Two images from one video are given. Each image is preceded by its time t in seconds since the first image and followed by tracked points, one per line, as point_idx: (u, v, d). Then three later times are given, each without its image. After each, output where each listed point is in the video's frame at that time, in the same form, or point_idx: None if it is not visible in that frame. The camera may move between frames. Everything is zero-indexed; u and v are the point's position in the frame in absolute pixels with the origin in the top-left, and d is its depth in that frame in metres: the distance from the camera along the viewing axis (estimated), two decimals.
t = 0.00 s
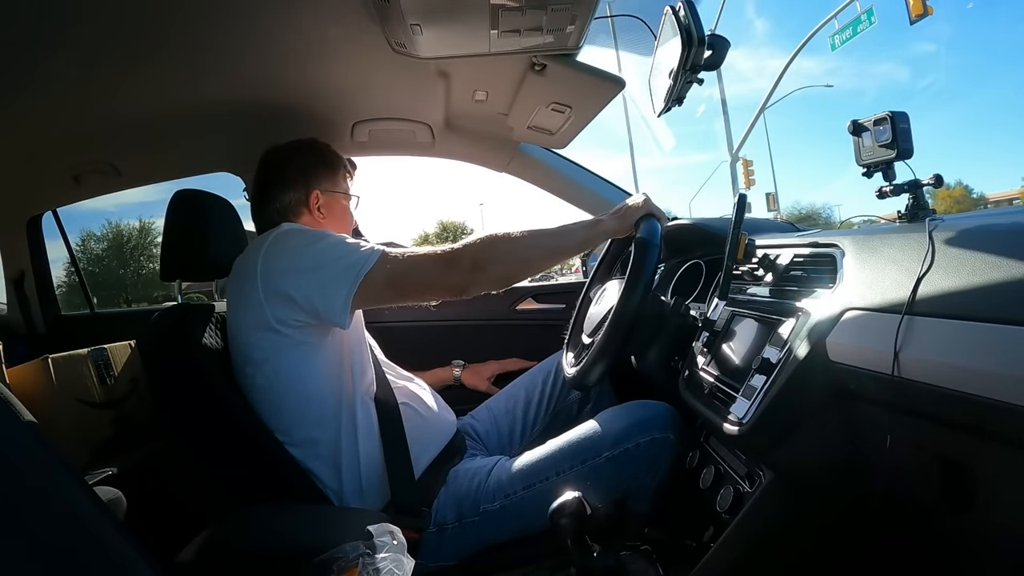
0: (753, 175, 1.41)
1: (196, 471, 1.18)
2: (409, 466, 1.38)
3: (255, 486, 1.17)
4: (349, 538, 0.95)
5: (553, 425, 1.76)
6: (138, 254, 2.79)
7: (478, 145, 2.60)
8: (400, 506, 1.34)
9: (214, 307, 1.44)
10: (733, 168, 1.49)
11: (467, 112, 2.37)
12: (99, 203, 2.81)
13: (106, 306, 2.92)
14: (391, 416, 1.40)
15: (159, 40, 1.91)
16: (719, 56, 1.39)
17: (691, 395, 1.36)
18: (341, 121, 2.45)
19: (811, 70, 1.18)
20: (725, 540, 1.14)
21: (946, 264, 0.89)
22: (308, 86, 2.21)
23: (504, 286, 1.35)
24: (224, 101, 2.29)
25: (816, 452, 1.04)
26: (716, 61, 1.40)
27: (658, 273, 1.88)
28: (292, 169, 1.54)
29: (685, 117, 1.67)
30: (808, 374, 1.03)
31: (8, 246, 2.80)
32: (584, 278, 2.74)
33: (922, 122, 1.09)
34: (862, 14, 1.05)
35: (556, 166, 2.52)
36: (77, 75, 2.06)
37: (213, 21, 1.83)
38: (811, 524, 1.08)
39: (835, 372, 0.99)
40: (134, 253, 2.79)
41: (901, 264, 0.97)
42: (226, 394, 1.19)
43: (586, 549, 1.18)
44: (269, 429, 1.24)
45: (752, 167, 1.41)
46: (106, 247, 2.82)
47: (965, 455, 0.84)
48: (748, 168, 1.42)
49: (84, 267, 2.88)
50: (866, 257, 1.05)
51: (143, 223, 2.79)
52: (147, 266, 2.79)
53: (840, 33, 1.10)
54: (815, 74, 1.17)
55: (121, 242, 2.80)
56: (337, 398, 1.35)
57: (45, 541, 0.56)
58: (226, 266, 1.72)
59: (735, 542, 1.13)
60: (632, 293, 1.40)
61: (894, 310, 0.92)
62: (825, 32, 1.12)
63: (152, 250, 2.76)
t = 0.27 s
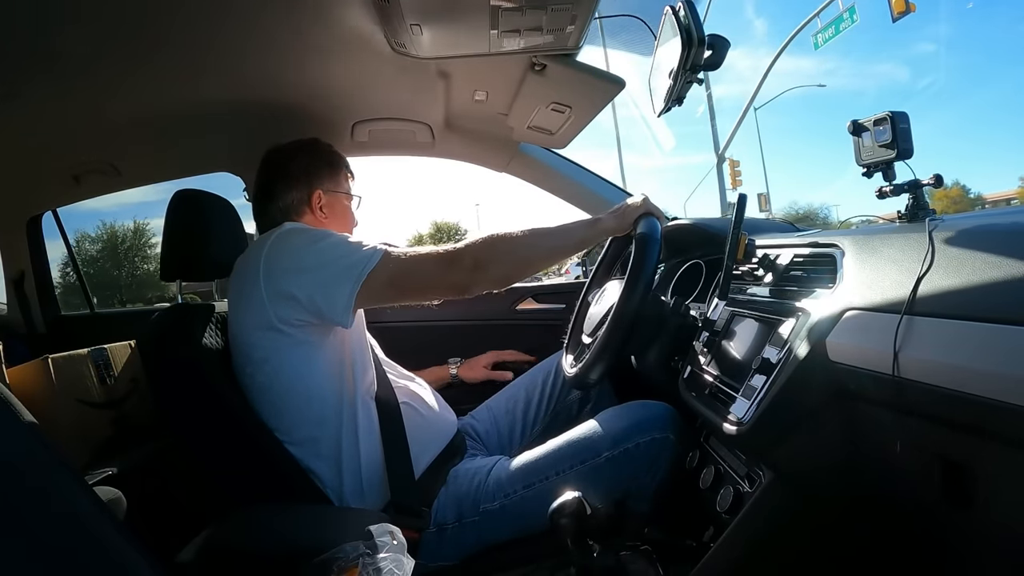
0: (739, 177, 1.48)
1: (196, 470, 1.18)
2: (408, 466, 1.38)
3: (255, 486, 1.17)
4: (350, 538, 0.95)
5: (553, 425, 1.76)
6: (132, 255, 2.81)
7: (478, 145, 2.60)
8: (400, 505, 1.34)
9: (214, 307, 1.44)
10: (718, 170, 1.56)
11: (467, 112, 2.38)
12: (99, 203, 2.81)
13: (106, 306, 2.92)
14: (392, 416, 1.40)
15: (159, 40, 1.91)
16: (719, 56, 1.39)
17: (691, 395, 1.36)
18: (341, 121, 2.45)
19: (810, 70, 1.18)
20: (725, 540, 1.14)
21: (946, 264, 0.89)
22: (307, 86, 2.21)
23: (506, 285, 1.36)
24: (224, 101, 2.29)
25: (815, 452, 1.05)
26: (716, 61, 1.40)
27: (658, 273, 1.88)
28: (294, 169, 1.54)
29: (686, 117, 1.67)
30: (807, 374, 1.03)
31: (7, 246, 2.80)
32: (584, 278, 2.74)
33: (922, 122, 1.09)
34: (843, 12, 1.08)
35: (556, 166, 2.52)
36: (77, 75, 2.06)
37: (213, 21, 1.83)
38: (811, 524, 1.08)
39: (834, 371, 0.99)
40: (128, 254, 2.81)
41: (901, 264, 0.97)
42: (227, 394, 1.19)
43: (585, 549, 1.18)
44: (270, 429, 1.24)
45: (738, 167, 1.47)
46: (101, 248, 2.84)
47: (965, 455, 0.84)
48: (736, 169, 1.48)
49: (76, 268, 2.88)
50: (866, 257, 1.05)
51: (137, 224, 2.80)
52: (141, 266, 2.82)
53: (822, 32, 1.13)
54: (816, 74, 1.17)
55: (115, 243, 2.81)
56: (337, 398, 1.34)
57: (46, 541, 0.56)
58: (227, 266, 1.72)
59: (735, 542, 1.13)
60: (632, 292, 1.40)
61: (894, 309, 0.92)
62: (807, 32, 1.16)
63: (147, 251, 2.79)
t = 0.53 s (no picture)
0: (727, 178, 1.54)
1: (196, 470, 1.18)
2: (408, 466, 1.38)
3: (255, 486, 1.17)
4: (349, 538, 0.95)
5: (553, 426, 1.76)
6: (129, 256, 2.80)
7: (478, 145, 2.60)
8: (400, 505, 1.34)
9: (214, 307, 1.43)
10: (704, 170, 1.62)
11: (467, 112, 2.37)
12: (98, 203, 2.81)
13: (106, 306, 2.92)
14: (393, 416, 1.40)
15: (159, 40, 1.91)
16: (719, 56, 1.39)
17: (690, 395, 1.36)
18: (341, 121, 2.45)
19: (810, 70, 1.18)
20: (725, 540, 1.14)
21: (946, 263, 0.89)
22: (307, 85, 2.21)
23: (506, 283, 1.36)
24: (224, 100, 2.29)
25: (815, 452, 1.05)
26: (716, 61, 1.40)
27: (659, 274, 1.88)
28: (294, 168, 1.54)
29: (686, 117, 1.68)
30: (807, 374, 1.03)
31: (7, 246, 2.80)
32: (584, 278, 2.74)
33: (922, 122, 1.08)
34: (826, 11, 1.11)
35: (556, 166, 2.52)
36: (77, 75, 2.06)
37: (213, 21, 1.83)
38: (810, 524, 1.08)
39: (834, 371, 0.99)
40: (122, 254, 2.81)
41: (901, 264, 0.97)
42: (226, 394, 1.19)
43: (585, 549, 1.18)
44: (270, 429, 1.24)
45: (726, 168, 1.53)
46: (96, 249, 2.86)
47: (965, 455, 0.84)
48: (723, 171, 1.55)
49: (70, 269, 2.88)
50: (866, 257, 1.05)
51: (132, 225, 2.81)
52: (136, 267, 2.81)
53: (805, 31, 1.16)
54: (816, 74, 1.17)
55: (110, 244, 2.82)
56: (337, 399, 1.35)
57: (46, 541, 0.56)
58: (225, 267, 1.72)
59: (735, 542, 1.13)
60: (632, 292, 1.40)
61: (894, 309, 0.92)
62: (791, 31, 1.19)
63: (142, 252, 2.79)
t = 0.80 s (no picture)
0: (715, 178, 1.60)
1: (195, 470, 1.18)
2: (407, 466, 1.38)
3: (255, 486, 1.17)
4: (349, 538, 0.95)
5: (553, 425, 1.76)
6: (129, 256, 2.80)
7: (478, 145, 2.60)
8: (400, 505, 1.34)
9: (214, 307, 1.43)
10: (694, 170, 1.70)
11: (467, 112, 2.37)
12: (98, 203, 2.81)
13: (106, 306, 2.91)
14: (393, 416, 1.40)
15: (159, 40, 1.91)
16: (719, 56, 1.39)
17: (690, 396, 1.36)
18: (341, 121, 2.45)
19: (810, 70, 1.18)
20: (725, 540, 1.14)
21: (946, 263, 0.89)
22: (307, 85, 2.21)
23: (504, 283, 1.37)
24: (224, 100, 2.29)
25: (815, 452, 1.05)
26: (716, 61, 1.40)
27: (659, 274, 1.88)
28: (275, 170, 1.55)
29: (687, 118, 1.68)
30: (807, 373, 1.03)
31: (7, 246, 2.80)
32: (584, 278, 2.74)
33: (921, 122, 1.08)
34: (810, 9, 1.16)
35: (556, 166, 2.52)
36: (77, 75, 2.06)
37: (213, 20, 1.83)
38: (810, 524, 1.08)
39: (834, 371, 0.99)
40: (117, 254, 2.81)
41: (901, 264, 0.97)
42: (226, 395, 1.19)
43: (585, 549, 1.18)
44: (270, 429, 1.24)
45: (715, 168, 1.61)
46: (91, 249, 2.86)
47: (965, 454, 0.84)
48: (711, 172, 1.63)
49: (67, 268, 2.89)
50: (866, 257, 1.05)
51: (128, 225, 2.81)
52: (132, 267, 2.82)
53: (790, 29, 1.21)
54: (816, 74, 1.17)
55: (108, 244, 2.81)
56: (337, 401, 1.35)
57: (46, 543, 0.56)
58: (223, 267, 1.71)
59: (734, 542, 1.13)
60: (632, 292, 1.40)
61: (894, 309, 0.92)
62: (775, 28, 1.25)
63: (137, 253, 2.80)
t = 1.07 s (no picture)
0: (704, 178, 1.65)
1: (196, 470, 1.18)
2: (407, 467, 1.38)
3: (255, 487, 1.17)
4: (349, 538, 0.95)
5: (553, 425, 1.76)
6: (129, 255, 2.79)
7: (478, 145, 2.60)
8: (400, 505, 1.34)
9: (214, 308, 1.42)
10: (682, 171, 1.74)
11: (467, 112, 2.37)
12: (98, 203, 2.81)
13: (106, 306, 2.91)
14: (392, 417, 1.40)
15: (159, 40, 1.91)
16: (719, 55, 1.38)
17: (689, 396, 1.36)
18: (341, 121, 2.45)
19: (811, 70, 1.18)
20: (725, 540, 1.14)
21: (946, 264, 0.89)
22: (307, 85, 2.21)
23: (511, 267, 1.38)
24: (224, 100, 2.29)
25: (815, 452, 1.05)
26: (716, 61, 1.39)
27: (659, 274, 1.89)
28: (275, 171, 1.54)
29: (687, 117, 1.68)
30: (807, 374, 1.03)
31: (7, 246, 2.80)
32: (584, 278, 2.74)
33: (921, 123, 1.08)
34: (793, 8, 1.20)
35: (556, 166, 2.52)
36: (77, 75, 2.06)
37: (213, 21, 1.83)
38: (810, 524, 1.08)
39: (834, 372, 0.99)
40: (113, 255, 2.80)
41: (901, 264, 0.97)
42: (227, 395, 1.19)
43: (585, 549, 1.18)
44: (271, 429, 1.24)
45: (704, 169, 1.66)
46: (88, 250, 2.86)
47: (965, 455, 0.84)
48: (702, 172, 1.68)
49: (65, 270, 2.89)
50: (866, 257, 1.05)
51: (124, 225, 2.81)
52: (127, 268, 2.80)
53: (774, 27, 1.26)
54: (817, 74, 1.17)
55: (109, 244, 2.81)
56: (339, 400, 1.35)
57: (46, 543, 0.56)
58: (222, 267, 1.71)
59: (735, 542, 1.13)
60: (632, 291, 1.40)
61: (894, 310, 0.92)
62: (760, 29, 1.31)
63: (133, 253, 2.79)
